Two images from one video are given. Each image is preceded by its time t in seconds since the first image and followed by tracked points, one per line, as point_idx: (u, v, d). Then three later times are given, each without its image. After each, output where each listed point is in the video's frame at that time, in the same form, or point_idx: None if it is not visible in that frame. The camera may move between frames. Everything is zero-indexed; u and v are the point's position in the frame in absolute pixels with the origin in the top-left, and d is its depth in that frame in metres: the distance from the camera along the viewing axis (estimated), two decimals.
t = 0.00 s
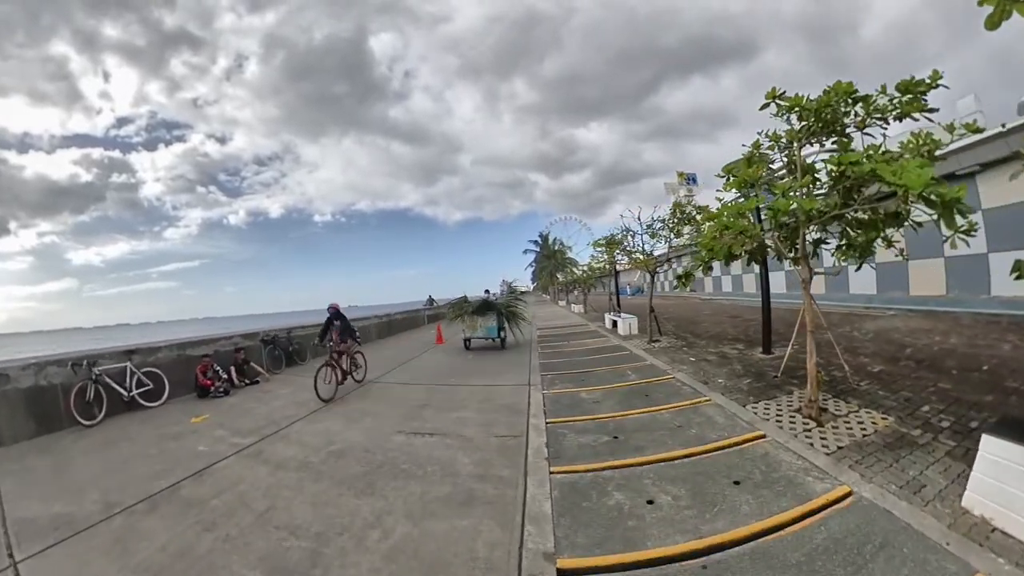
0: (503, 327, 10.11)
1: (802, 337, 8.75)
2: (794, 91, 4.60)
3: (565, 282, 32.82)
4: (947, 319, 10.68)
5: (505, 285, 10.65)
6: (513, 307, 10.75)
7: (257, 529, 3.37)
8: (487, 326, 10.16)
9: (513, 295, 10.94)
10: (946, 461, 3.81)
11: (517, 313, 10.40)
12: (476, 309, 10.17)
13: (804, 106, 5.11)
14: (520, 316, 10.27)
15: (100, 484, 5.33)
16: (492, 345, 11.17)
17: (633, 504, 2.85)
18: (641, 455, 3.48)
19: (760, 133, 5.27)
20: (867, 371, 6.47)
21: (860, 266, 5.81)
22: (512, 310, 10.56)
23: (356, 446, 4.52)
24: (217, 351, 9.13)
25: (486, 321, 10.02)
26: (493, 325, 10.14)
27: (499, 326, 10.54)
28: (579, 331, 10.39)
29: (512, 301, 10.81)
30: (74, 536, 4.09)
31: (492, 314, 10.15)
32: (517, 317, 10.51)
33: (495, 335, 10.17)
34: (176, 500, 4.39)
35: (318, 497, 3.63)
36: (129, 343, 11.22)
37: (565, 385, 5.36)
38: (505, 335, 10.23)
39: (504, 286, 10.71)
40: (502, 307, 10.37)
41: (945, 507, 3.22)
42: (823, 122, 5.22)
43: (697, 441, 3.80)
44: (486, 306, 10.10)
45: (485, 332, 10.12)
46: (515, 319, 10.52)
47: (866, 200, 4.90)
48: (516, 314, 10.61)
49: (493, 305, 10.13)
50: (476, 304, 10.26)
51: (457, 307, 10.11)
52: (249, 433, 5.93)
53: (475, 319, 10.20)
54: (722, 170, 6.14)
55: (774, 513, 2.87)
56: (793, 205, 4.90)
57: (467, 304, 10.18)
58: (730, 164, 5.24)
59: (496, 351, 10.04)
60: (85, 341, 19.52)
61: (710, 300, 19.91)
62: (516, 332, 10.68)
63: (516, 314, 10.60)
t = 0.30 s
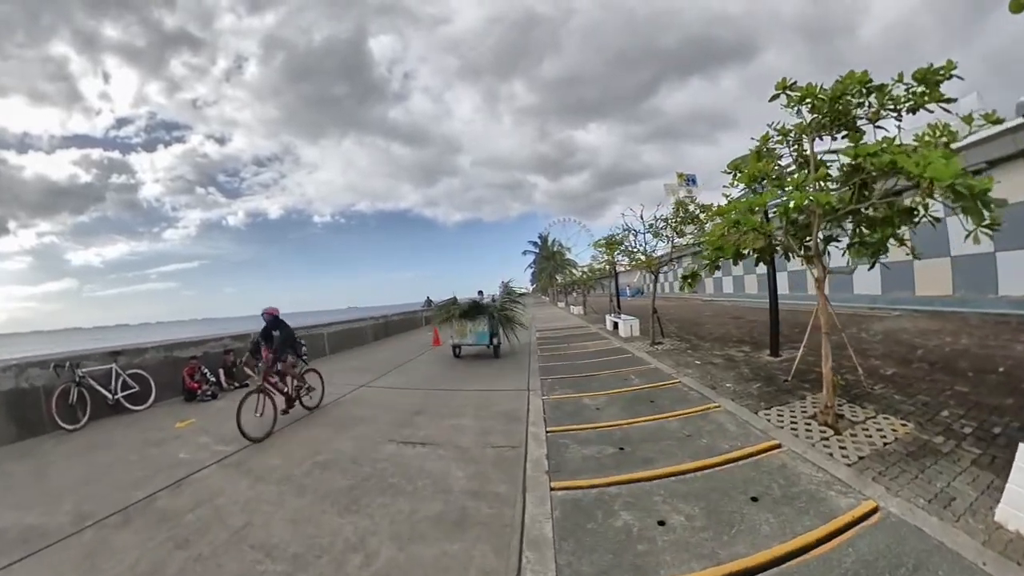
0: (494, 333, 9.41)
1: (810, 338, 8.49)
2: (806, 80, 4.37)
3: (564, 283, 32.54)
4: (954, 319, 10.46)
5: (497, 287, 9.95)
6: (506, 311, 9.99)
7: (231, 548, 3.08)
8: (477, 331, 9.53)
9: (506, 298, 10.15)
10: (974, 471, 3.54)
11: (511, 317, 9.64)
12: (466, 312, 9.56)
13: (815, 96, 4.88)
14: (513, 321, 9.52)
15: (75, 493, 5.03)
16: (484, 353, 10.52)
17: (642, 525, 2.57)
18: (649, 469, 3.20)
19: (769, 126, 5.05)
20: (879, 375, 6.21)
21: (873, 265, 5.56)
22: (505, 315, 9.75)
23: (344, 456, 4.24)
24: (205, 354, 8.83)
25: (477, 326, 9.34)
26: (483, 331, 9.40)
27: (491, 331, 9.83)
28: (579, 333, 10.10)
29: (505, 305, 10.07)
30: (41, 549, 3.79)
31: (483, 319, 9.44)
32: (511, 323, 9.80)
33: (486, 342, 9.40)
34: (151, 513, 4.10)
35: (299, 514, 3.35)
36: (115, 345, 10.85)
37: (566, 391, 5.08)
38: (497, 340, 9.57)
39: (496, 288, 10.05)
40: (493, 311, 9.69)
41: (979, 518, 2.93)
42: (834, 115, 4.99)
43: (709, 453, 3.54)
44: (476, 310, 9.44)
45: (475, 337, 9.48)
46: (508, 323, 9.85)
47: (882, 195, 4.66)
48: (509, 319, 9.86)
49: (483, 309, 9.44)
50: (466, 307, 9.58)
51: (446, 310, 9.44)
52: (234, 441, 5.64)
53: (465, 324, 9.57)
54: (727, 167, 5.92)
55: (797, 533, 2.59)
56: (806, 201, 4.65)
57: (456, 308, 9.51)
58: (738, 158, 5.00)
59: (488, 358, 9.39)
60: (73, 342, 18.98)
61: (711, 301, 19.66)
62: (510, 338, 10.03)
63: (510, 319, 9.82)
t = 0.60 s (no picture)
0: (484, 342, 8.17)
1: (816, 340, 8.24)
2: (816, 70, 4.17)
3: (564, 284, 32.29)
4: (961, 319, 10.24)
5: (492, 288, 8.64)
6: (500, 315, 8.63)
7: (202, 570, 2.82)
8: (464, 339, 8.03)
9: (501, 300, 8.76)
10: (1005, 483, 3.28)
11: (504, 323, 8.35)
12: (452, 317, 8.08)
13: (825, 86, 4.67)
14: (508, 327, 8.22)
15: (48, 504, 4.76)
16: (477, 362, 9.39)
17: (649, 550, 2.33)
18: (655, 485, 2.95)
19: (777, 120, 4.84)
20: (891, 379, 5.97)
21: (885, 264, 5.33)
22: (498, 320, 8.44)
23: (330, 468, 3.98)
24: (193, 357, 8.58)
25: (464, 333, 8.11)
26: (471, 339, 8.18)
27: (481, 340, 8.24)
28: (579, 335, 9.83)
29: (501, 309, 8.72)
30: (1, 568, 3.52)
31: (471, 325, 8.20)
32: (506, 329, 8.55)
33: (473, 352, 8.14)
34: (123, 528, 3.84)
35: (277, 533, 3.09)
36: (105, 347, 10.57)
37: (566, 397, 4.82)
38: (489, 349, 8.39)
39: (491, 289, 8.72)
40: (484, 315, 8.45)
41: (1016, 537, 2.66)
42: (844, 107, 4.79)
43: (720, 466, 3.28)
44: (464, 314, 8.26)
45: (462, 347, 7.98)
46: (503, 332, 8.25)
47: (896, 189, 4.45)
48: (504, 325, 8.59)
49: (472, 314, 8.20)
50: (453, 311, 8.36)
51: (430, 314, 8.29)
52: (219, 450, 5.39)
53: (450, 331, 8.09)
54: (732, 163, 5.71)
55: (821, 557, 2.34)
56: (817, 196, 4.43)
57: (441, 312, 8.33)
58: (745, 152, 4.78)
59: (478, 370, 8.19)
60: (66, 344, 18.63)
61: (712, 301, 19.44)
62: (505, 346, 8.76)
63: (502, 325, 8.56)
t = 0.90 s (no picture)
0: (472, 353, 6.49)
1: (824, 341, 7.97)
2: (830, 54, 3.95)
3: (563, 283, 31.94)
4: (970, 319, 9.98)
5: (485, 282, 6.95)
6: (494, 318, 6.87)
7: None
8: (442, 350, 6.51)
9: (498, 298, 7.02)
10: None
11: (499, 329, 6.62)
12: (428, 322, 6.58)
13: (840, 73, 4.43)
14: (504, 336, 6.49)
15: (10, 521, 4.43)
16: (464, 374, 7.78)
17: None
18: (662, 509, 2.67)
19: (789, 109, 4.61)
20: (905, 385, 5.69)
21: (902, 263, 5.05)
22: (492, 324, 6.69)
23: (311, 486, 3.68)
24: (178, 362, 8.23)
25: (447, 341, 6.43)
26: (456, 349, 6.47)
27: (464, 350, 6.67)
28: (578, 337, 9.51)
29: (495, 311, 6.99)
30: None
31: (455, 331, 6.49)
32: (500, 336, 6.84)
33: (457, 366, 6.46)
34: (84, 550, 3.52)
35: (245, 561, 2.79)
36: (88, 351, 10.21)
37: (565, 404, 4.51)
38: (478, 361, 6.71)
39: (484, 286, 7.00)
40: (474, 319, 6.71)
41: None
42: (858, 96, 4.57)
43: (733, 487, 3.00)
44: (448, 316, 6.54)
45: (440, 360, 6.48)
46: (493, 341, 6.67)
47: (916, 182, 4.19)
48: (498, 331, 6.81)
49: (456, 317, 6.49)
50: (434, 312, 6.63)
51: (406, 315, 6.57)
52: (197, 462, 5.07)
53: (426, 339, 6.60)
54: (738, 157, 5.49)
55: None
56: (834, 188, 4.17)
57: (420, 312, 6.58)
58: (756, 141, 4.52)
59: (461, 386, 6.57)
60: (52, 347, 18.11)
61: (713, 300, 19.17)
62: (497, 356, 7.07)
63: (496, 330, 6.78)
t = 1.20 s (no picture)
0: (447, 369, 5.32)
1: (835, 345, 7.65)
2: (852, 38, 3.72)
3: (562, 283, 31.64)
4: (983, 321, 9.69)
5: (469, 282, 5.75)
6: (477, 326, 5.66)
7: None
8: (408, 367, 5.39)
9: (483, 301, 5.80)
10: None
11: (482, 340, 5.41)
12: (393, 334, 5.52)
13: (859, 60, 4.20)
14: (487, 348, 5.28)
15: None
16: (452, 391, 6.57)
17: None
18: (675, 541, 2.35)
19: (805, 99, 4.37)
20: (925, 393, 5.37)
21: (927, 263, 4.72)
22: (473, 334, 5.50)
23: (287, 508, 3.34)
24: (161, 366, 7.87)
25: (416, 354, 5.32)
26: (426, 364, 5.33)
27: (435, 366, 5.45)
28: (579, 339, 9.20)
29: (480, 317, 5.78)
30: None
31: (425, 342, 5.33)
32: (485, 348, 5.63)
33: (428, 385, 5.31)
34: None
35: None
36: (73, 353, 9.87)
37: (566, 414, 4.19)
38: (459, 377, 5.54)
39: (467, 286, 5.82)
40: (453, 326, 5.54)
41: None
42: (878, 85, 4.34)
43: (755, 513, 2.67)
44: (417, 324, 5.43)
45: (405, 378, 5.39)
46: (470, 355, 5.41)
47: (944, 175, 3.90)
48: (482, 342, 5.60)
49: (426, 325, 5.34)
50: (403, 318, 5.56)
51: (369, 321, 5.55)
52: (172, 476, 4.72)
53: (392, 354, 5.54)
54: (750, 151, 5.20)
55: None
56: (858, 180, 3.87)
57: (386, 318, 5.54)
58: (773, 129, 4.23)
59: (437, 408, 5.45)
60: (43, 348, 17.74)
61: (715, 302, 18.87)
62: (483, 371, 5.88)
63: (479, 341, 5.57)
